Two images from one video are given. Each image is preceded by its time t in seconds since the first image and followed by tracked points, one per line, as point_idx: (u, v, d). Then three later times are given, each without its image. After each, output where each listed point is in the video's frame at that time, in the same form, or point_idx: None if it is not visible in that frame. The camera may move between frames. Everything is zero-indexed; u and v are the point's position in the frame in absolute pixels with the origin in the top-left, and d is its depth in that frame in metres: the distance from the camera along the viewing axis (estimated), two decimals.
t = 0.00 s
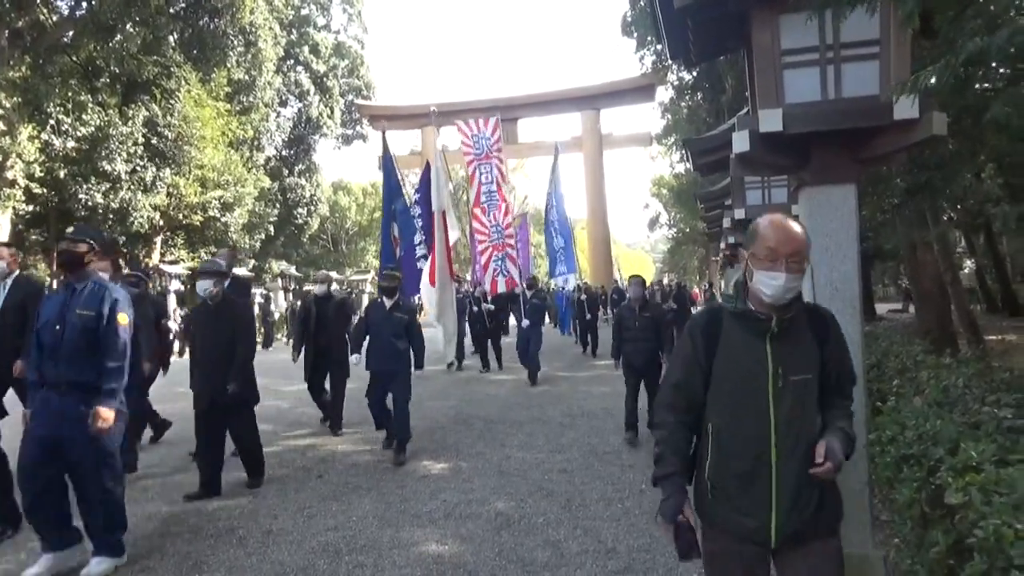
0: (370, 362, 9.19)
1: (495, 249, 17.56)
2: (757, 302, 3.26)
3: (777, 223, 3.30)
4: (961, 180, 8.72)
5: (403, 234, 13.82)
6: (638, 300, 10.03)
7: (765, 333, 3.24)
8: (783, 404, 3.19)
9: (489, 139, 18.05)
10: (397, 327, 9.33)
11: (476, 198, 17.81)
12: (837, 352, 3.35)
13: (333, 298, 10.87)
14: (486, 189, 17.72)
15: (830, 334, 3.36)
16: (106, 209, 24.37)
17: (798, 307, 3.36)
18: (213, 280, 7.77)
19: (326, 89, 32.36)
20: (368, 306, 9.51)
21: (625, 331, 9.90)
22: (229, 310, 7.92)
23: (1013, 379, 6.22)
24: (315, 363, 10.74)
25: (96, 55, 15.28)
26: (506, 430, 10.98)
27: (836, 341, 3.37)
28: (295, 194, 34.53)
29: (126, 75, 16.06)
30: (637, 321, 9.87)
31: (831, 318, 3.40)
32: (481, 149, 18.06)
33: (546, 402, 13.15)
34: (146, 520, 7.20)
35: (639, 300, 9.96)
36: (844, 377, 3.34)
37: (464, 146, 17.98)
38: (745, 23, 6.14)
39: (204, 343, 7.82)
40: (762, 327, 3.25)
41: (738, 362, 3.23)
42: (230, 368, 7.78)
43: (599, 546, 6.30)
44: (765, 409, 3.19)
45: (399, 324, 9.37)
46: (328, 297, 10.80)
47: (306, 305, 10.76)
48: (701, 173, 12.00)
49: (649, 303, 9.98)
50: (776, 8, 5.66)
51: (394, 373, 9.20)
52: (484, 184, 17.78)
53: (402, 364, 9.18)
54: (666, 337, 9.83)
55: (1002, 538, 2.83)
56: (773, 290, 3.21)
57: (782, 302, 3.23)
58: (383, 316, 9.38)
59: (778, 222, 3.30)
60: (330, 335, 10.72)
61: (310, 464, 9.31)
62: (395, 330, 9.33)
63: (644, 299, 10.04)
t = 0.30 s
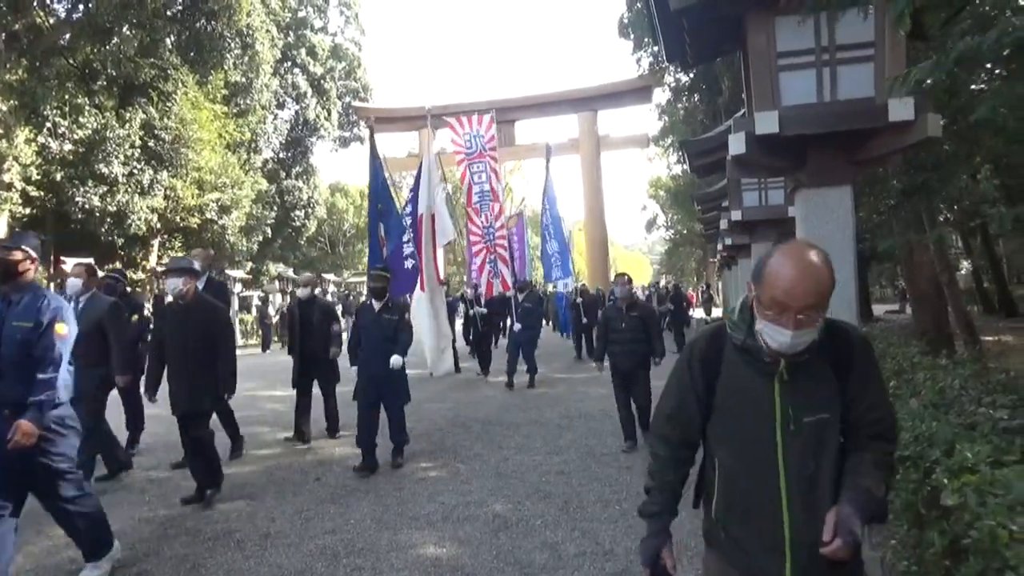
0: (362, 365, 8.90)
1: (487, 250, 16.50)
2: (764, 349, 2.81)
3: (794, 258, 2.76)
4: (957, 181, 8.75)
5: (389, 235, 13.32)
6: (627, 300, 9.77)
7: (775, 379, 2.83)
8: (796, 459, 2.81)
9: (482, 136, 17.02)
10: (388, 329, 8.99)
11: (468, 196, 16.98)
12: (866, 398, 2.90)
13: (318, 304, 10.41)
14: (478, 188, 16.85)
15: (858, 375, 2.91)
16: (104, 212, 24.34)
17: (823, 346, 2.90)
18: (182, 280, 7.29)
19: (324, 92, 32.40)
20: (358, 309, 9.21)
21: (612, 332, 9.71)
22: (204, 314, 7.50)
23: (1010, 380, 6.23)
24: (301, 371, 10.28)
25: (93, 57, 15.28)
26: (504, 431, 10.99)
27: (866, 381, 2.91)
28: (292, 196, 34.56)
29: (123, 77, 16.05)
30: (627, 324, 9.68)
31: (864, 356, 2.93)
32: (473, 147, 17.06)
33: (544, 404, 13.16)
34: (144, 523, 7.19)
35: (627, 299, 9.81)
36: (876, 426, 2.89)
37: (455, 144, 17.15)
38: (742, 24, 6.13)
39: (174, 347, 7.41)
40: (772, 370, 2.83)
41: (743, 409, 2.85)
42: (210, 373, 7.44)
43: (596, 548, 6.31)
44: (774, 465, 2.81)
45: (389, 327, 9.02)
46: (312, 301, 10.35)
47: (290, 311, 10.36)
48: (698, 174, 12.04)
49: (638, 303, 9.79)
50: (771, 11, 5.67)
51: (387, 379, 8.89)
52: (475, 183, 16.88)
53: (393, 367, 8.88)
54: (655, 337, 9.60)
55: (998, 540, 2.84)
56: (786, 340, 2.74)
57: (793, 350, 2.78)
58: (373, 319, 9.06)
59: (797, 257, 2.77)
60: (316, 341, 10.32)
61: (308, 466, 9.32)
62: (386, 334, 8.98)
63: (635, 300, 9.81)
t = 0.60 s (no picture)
0: (343, 372, 8.58)
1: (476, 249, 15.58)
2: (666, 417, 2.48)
3: (666, 313, 2.33)
4: (951, 188, 8.79)
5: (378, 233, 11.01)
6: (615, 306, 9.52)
7: (695, 445, 2.47)
8: (737, 527, 2.44)
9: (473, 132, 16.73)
10: (370, 334, 8.68)
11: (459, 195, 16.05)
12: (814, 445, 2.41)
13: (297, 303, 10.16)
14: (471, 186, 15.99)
15: (798, 421, 2.43)
16: (100, 211, 24.37)
17: (752, 394, 2.45)
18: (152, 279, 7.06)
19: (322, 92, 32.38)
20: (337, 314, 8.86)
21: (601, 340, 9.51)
22: (170, 314, 7.11)
23: (1002, 386, 6.25)
24: (278, 371, 10.02)
25: (91, 56, 15.24)
26: (499, 434, 10.99)
27: (811, 427, 2.42)
28: (289, 197, 34.56)
29: (121, 77, 16.01)
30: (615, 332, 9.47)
31: (803, 398, 2.43)
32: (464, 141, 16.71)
33: (539, 407, 13.17)
34: (137, 523, 7.18)
35: (616, 307, 9.56)
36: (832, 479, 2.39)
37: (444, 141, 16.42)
38: (739, 30, 6.15)
39: (138, 351, 7.05)
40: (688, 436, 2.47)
41: (666, 470, 2.53)
42: (170, 375, 7.02)
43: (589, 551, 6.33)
44: (711, 536, 2.47)
45: (371, 331, 8.71)
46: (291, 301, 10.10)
47: (267, 310, 10.05)
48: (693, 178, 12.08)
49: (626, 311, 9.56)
50: (766, 17, 5.70)
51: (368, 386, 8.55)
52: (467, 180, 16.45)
53: (375, 372, 8.57)
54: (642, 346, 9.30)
55: (987, 545, 2.86)
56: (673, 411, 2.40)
57: (688, 411, 2.39)
58: (354, 323, 8.74)
59: (671, 308, 2.34)
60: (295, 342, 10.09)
61: (302, 468, 9.31)
62: (369, 337, 8.67)
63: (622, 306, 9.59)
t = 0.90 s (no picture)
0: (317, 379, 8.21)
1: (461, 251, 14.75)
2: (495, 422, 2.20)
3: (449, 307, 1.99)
4: (938, 190, 8.86)
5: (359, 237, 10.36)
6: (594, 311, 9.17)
7: (538, 452, 2.19)
8: (589, 544, 2.13)
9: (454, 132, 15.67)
10: (342, 340, 8.25)
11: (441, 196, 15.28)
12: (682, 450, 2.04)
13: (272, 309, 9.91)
14: (454, 186, 15.31)
15: (660, 425, 2.06)
16: (88, 214, 24.15)
17: (601, 393, 2.10)
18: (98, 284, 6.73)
19: (312, 95, 32.30)
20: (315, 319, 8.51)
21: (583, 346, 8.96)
22: (121, 319, 6.81)
23: (986, 387, 6.30)
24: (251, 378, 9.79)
25: (79, 59, 15.17)
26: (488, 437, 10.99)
27: (680, 431, 2.04)
28: (279, 200, 34.43)
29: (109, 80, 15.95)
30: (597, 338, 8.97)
31: (662, 395, 2.06)
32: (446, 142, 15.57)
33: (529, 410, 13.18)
34: (126, 529, 7.17)
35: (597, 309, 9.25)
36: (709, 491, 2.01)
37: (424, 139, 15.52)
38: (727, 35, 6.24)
39: (91, 353, 6.77)
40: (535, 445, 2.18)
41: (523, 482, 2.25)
42: (121, 382, 6.72)
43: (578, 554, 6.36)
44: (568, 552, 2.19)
45: (345, 336, 8.29)
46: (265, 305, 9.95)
47: (241, 316, 9.85)
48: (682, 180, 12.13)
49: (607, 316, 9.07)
50: (752, 23, 5.80)
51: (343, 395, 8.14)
52: (452, 180, 15.34)
53: (350, 379, 8.16)
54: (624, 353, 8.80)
55: (967, 544, 2.90)
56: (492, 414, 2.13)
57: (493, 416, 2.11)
58: (328, 329, 8.34)
59: (453, 290, 2.03)
60: (270, 347, 9.82)
61: (292, 472, 9.29)
62: (340, 345, 8.23)
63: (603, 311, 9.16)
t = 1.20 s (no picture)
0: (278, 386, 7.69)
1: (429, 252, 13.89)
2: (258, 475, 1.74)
3: (164, 299, 1.65)
4: (907, 194, 9.00)
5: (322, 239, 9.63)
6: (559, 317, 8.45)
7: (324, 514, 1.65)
8: None
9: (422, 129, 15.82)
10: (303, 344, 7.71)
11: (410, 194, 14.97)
12: (491, 488, 1.55)
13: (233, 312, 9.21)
14: (422, 183, 15.06)
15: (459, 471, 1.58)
16: (59, 216, 23.71)
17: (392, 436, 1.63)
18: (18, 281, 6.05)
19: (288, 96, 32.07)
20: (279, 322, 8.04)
21: (545, 352, 8.37)
22: (42, 324, 6.12)
23: (953, 387, 6.41)
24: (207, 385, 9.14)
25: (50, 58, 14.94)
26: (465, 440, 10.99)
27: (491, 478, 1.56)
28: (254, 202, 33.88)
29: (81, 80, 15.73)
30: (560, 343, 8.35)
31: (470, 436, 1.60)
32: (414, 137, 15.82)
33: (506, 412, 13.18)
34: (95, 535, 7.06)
35: (562, 313, 8.50)
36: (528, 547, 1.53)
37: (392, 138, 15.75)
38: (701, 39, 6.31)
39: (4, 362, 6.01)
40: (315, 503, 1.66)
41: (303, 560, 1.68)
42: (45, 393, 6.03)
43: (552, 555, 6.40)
44: None
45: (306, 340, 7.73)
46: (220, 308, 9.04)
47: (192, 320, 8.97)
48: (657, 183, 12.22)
49: (573, 318, 8.47)
50: (724, 27, 5.87)
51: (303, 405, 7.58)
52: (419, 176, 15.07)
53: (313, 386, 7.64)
54: (589, 358, 8.34)
55: (930, 542, 2.96)
56: (224, 457, 1.69)
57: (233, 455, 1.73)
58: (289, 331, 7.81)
59: (174, 284, 1.66)
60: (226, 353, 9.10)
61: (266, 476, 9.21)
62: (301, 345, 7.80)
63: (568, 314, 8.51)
